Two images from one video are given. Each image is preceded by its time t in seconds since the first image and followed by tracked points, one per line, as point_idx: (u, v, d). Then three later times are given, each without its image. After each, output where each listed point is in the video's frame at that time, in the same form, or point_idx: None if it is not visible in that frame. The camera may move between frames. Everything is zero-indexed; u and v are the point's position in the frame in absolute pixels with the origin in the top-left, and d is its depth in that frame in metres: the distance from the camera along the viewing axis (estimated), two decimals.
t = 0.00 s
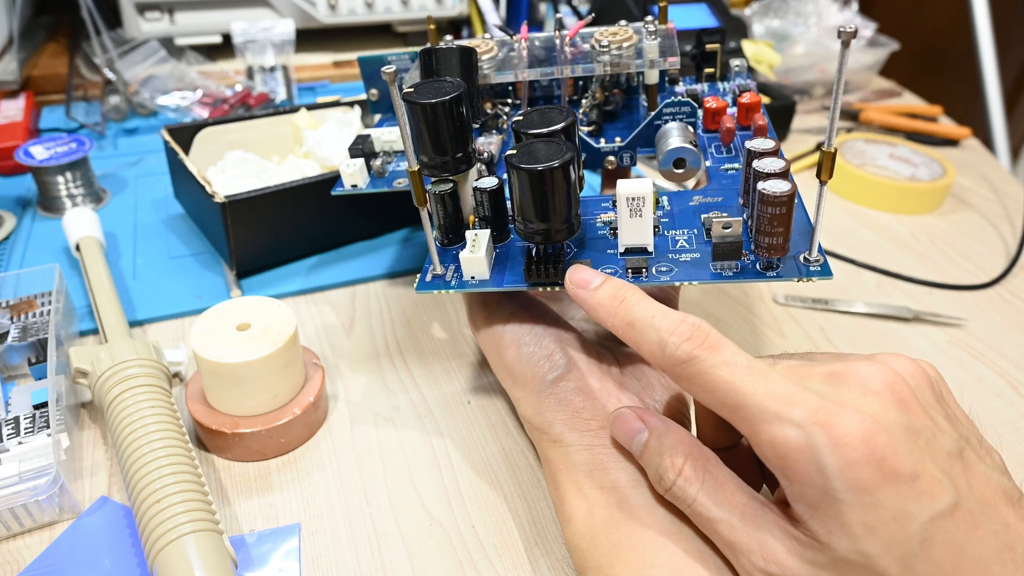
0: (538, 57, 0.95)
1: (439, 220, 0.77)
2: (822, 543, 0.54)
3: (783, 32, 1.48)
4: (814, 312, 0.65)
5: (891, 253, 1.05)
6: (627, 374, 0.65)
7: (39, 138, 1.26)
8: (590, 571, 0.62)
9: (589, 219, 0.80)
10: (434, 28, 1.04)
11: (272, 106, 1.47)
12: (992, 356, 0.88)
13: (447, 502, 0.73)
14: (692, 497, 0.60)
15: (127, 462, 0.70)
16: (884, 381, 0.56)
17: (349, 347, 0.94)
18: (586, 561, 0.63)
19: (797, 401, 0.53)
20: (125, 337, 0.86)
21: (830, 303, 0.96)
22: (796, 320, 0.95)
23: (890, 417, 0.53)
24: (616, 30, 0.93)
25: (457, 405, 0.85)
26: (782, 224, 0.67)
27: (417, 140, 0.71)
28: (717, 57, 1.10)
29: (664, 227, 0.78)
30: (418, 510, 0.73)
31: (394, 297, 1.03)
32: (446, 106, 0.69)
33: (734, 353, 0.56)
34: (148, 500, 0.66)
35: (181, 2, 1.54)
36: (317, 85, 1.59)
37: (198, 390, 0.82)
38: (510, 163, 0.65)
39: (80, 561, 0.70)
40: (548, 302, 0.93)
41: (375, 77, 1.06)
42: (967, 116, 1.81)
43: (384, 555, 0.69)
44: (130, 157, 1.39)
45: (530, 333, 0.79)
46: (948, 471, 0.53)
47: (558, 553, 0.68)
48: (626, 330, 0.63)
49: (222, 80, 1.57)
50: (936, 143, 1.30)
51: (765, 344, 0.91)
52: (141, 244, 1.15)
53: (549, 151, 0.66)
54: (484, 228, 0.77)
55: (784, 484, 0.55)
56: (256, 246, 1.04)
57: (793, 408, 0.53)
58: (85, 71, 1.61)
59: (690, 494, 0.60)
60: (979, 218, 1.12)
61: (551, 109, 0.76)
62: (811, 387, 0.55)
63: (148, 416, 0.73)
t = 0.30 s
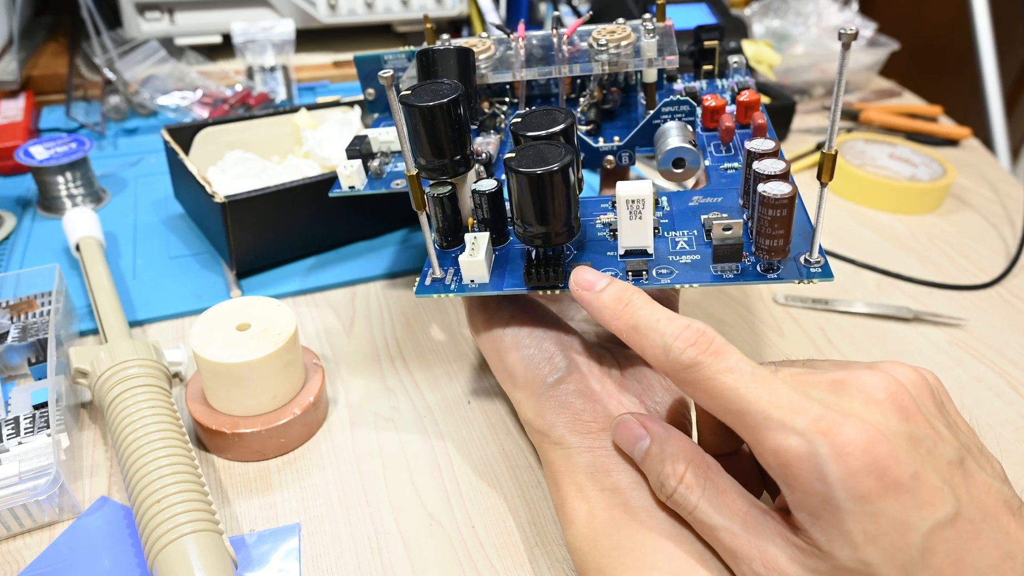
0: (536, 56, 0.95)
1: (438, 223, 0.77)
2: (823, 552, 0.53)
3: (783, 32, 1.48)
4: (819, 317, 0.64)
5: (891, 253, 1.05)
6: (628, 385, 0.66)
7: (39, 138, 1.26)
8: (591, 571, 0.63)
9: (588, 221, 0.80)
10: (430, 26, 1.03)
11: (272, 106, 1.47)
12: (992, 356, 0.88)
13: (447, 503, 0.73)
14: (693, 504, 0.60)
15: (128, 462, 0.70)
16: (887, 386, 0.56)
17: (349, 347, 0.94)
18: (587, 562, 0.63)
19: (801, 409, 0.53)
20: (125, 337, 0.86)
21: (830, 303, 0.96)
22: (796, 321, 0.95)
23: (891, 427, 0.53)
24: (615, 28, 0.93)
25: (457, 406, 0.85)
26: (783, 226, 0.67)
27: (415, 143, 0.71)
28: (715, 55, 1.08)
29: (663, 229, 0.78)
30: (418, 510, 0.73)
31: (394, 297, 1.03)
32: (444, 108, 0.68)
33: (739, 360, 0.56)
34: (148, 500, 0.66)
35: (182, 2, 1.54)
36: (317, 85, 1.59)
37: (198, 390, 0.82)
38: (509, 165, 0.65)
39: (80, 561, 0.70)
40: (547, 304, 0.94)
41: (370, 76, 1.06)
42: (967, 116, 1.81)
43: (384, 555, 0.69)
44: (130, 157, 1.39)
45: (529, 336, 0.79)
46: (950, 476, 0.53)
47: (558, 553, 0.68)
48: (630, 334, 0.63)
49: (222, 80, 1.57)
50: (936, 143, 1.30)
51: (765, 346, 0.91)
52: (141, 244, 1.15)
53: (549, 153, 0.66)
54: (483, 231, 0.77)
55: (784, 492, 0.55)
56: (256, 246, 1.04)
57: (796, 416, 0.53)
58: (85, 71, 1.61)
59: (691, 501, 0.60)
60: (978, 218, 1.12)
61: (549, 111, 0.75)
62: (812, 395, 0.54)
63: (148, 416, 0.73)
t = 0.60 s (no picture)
0: (539, 55, 0.95)
1: (444, 228, 0.76)
2: (868, 568, 0.54)
3: (782, 32, 1.48)
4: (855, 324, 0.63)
5: (891, 253, 1.05)
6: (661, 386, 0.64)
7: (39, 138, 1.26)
8: None
9: (601, 225, 0.80)
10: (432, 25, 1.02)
11: (272, 106, 1.46)
12: (992, 356, 0.87)
13: (448, 503, 0.73)
14: (726, 510, 0.58)
15: (127, 462, 0.70)
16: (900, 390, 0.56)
17: (350, 347, 0.95)
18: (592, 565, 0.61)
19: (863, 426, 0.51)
20: (125, 337, 0.86)
21: (831, 303, 0.96)
22: (796, 321, 0.95)
23: (945, 440, 0.51)
24: (623, 28, 0.93)
25: (457, 406, 0.85)
26: (808, 231, 0.68)
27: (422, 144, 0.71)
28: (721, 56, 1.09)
29: (678, 234, 0.78)
30: (418, 511, 0.73)
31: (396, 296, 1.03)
32: (452, 108, 0.69)
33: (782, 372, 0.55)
34: (148, 501, 0.66)
35: (182, 2, 1.54)
36: (317, 85, 1.59)
37: (198, 390, 0.83)
38: (522, 168, 0.64)
39: (81, 561, 0.70)
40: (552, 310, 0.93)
41: (366, 75, 1.06)
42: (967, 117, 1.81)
43: (384, 555, 0.69)
44: (131, 157, 1.39)
45: (538, 348, 0.79)
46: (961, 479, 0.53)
47: (558, 554, 0.68)
48: (663, 348, 0.61)
49: (222, 80, 1.57)
50: (935, 143, 1.30)
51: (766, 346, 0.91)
52: (141, 244, 1.15)
53: (563, 155, 0.65)
54: (491, 235, 0.76)
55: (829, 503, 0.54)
56: (258, 246, 1.04)
57: (848, 433, 0.51)
58: (85, 70, 1.61)
59: (724, 508, 0.58)
60: (979, 218, 1.12)
61: (560, 112, 0.75)
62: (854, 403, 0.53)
63: (148, 416, 0.73)
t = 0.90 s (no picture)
0: (548, 25, 0.93)
1: (439, 239, 0.73)
2: None
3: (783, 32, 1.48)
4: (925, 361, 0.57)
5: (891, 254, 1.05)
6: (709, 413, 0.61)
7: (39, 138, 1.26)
8: None
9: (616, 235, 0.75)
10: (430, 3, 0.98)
11: (272, 106, 1.46)
12: (991, 355, 0.88)
13: (450, 505, 0.73)
14: (773, 543, 0.60)
15: (128, 462, 0.70)
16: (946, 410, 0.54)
17: (349, 347, 0.94)
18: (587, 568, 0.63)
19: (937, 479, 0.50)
20: (124, 337, 0.86)
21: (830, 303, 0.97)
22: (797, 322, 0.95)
23: None
24: None
25: (456, 406, 0.85)
26: (861, 262, 0.61)
27: (414, 146, 0.66)
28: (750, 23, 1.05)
29: (705, 249, 0.73)
30: (418, 512, 0.73)
31: (394, 297, 1.03)
32: (448, 107, 0.64)
33: (844, 421, 0.53)
34: (149, 500, 0.66)
35: (181, 2, 1.55)
36: (317, 85, 1.59)
37: (198, 390, 0.82)
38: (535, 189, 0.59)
39: (80, 560, 0.70)
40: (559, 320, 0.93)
41: (351, 45, 1.03)
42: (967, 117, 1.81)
43: (384, 555, 0.69)
44: (130, 157, 1.39)
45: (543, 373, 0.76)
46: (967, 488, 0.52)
47: (559, 553, 0.69)
48: (705, 393, 0.59)
49: (222, 80, 1.57)
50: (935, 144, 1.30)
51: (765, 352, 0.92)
52: (141, 244, 1.15)
53: (580, 174, 0.60)
54: (494, 248, 0.72)
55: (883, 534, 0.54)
56: (257, 245, 1.04)
57: (931, 493, 0.50)
58: (85, 71, 1.61)
59: (771, 539, 0.60)
60: (978, 218, 1.11)
61: (572, 111, 0.68)
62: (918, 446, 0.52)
63: (148, 416, 0.73)
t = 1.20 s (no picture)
0: (551, 18, 0.93)
1: (445, 253, 0.72)
2: None
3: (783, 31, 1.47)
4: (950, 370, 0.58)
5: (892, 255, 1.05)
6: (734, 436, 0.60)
7: (39, 138, 1.26)
8: None
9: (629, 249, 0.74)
10: None
11: (272, 106, 1.46)
12: (992, 356, 0.88)
13: (450, 506, 0.73)
14: (796, 561, 0.61)
15: (127, 462, 0.69)
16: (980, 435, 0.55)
17: (350, 347, 0.94)
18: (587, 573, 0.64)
19: (977, 518, 0.52)
20: (124, 337, 0.86)
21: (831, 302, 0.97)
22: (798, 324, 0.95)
23: None
24: None
25: (457, 406, 0.84)
26: (896, 285, 0.60)
27: (421, 158, 0.66)
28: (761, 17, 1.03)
29: (724, 264, 0.72)
30: (419, 513, 0.72)
31: (393, 296, 1.03)
32: (454, 118, 0.63)
33: (881, 454, 0.53)
34: (148, 500, 0.66)
35: (181, 2, 1.57)
36: (317, 85, 1.59)
37: (198, 390, 0.82)
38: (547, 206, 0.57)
39: (80, 560, 0.70)
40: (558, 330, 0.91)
41: (344, 37, 1.04)
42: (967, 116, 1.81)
43: (384, 555, 0.69)
44: (130, 157, 1.39)
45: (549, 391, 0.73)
46: (967, 498, 0.52)
47: (558, 553, 0.69)
48: (730, 422, 0.57)
49: (221, 80, 1.57)
50: (936, 143, 1.30)
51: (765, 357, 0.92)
52: (141, 244, 1.15)
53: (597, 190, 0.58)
54: (503, 264, 0.71)
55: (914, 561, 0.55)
56: (256, 245, 1.04)
57: (974, 531, 0.51)
58: (84, 70, 1.61)
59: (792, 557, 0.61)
60: (979, 218, 1.11)
61: (585, 121, 0.67)
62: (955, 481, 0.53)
63: (148, 416, 0.72)
